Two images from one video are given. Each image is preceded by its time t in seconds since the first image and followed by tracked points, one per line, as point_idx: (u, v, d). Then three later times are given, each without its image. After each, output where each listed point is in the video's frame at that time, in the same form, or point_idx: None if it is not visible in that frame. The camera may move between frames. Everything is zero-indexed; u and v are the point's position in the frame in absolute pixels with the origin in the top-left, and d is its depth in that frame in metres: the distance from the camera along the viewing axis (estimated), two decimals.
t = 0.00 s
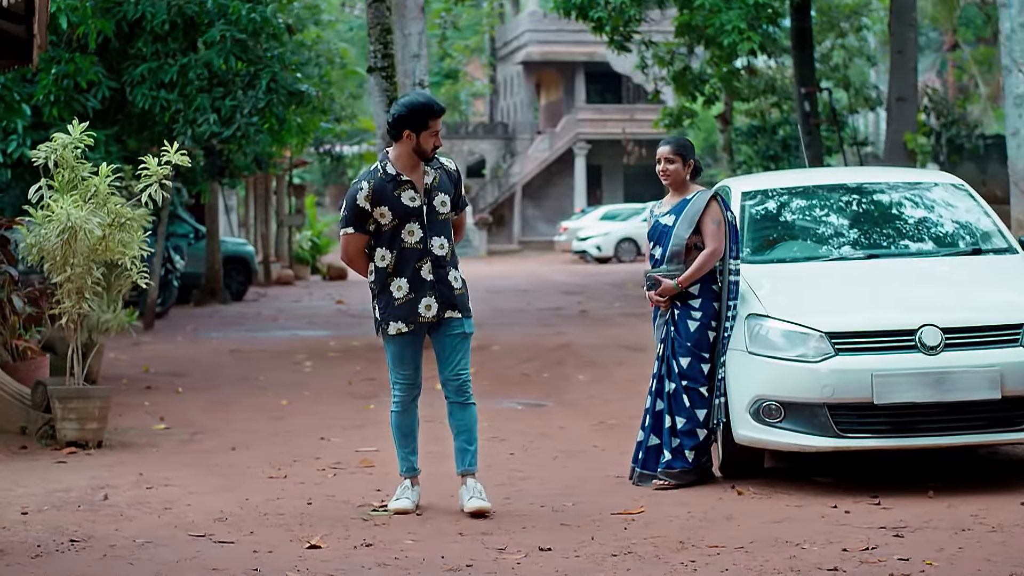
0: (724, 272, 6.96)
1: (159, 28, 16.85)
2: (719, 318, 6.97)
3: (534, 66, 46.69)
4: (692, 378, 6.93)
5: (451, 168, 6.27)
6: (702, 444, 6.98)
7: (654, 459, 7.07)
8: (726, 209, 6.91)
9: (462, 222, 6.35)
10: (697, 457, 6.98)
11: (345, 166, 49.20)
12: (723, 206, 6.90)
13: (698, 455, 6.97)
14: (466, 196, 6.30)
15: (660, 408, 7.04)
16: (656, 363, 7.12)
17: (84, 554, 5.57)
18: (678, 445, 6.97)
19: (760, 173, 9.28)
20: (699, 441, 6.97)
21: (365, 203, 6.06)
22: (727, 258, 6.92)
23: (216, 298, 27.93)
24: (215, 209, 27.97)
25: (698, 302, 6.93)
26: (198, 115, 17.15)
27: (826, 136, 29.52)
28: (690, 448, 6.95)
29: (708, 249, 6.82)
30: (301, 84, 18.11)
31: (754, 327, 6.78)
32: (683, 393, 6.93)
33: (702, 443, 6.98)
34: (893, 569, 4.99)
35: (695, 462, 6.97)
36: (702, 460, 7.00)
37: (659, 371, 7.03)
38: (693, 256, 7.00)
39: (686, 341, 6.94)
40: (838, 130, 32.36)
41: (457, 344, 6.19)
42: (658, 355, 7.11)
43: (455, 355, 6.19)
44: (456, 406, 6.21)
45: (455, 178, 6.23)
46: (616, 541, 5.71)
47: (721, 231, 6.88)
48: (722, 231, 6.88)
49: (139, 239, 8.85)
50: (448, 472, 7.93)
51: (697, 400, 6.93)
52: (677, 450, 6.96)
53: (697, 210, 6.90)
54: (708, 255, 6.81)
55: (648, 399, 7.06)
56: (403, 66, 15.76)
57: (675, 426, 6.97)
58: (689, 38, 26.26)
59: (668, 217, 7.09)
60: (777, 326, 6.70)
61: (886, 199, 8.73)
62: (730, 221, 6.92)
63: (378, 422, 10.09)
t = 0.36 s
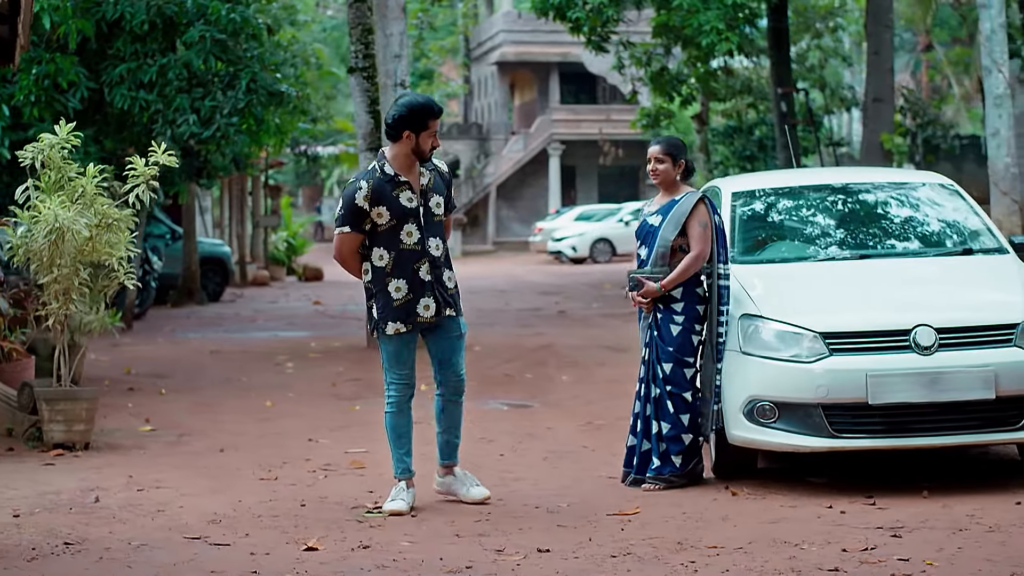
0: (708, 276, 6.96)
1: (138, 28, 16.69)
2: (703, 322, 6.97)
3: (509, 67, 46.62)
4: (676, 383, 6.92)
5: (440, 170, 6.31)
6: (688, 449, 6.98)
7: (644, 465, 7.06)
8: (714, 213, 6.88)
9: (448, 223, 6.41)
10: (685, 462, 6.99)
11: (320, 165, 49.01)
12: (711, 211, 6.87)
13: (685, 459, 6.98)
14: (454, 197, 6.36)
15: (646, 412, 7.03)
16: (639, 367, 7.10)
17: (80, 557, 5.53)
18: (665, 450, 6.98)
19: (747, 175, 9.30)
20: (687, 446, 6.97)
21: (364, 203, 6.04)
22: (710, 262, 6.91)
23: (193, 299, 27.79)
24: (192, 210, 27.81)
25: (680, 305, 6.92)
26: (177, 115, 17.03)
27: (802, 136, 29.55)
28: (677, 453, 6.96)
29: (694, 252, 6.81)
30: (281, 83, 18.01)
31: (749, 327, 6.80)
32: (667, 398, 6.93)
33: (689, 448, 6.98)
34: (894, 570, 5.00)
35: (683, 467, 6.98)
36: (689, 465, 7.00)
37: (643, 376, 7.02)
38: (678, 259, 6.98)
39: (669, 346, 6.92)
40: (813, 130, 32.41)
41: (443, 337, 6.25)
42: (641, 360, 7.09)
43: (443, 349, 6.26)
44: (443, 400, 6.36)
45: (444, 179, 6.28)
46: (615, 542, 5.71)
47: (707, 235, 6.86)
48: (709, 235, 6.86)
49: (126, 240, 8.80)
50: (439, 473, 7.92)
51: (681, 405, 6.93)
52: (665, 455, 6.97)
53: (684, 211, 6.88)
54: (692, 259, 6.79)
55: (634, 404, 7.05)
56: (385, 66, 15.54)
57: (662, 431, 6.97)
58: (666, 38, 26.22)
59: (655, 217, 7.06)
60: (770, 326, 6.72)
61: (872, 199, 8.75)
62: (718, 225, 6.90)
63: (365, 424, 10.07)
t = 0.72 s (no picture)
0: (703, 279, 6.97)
1: (122, 27, 16.52)
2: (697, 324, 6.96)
3: (489, 67, 46.53)
4: (670, 387, 6.91)
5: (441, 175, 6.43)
6: (684, 452, 6.97)
7: (640, 468, 7.08)
8: (709, 214, 6.89)
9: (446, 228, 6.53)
10: (680, 465, 6.99)
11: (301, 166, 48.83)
12: (707, 213, 6.88)
13: (680, 462, 6.98)
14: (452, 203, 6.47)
15: (640, 415, 7.03)
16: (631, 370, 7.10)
17: (80, 559, 5.50)
18: (660, 453, 6.98)
19: (737, 175, 9.32)
20: (682, 450, 6.97)
21: (385, 198, 6.10)
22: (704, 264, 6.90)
23: (175, 300, 27.68)
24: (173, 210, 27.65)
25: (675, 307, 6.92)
26: (162, 115, 16.94)
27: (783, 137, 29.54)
28: (672, 457, 6.96)
29: (691, 254, 6.81)
30: (265, 83, 17.92)
31: (746, 327, 6.81)
32: (661, 401, 6.92)
33: (682, 452, 6.97)
34: (897, 570, 5.01)
35: (676, 471, 6.98)
36: (683, 469, 7.00)
37: (636, 379, 7.01)
38: (673, 260, 6.96)
39: (663, 349, 6.90)
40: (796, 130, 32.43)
41: (444, 341, 6.39)
42: (633, 362, 7.08)
43: (439, 351, 6.41)
44: (427, 402, 6.50)
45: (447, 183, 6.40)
46: (616, 542, 5.71)
47: (704, 237, 6.86)
48: (706, 237, 6.86)
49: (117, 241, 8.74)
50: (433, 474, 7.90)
51: (673, 409, 6.92)
52: (659, 458, 6.97)
53: (680, 213, 6.88)
54: (687, 260, 6.80)
55: (628, 407, 7.05)
56: (370, 66, 15.14)
57: (657, 434, 6.97)
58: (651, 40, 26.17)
59: (650, 217, 7.05)
60: (767, 326, 6.73)
61: (862, 200, 8.77)
62: (714, 226, 6.91)
63: (355, 425, 10.04)
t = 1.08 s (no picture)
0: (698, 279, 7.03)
1: (109, 28, 16.30)
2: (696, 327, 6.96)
3: (470, 68, 46.38)
4: (669, 389, 6.91)
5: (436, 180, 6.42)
6: (682, 454, 6.98)
7: (637, 469, 7.09)
8: (709, 218, 6.91)
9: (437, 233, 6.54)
10: (677, 467, 6.99)
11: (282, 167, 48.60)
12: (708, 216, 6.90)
13: (677, 465, 6.98)
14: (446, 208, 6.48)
15: (638, 417, 7.03)
16: (628, 372, 7.09)
17: (78, 562, 5.48)
18: (658, 455, 6.98)
19: (728, 176, 9.32)
20: (680, 453, 6.98)
21: (409, 195, 6.12)
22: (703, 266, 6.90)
23: (158, 301, 27.54)
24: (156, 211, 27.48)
25: (675, 309, 6.91)
26: (147, 116, 16.83)
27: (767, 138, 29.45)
28: (669, 459, 6.96)
29: (694, 257, 6.81)
30: (251, 84, 17.82)
31: (744, 328, 6.82)
32: (659, 404, 6.92)
33: (681, 455, 6.97)
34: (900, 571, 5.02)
35: (674, 474, 6.98)
36: (681, 471, 7.00)
37: (633, 381, 7.01)
38: (672, 263, 6.97)
39: (663, 352, 6.90)
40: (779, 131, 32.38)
41: (451, 342, 6.43)
42: (630, 365, 7.07)
43: (443, 351, 6.44)
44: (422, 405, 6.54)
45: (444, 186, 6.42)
46: (616, 543, 5.71)
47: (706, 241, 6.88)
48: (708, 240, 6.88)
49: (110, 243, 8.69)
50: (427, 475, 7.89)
51: (672, 411, 6.92)
52: (656, 461, 6.98)
53: (682, 217, 6.88)
54: (690, 262, 6.80)
55: (626, 409, 7.05)
56: (358, 67, 15.07)
57: (655, 437, 6.97)
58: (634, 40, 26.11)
59: (650, 221, 7.05)
60: (766, 328, 6.74)
61: (854, 200, 8.79)
62: (714, 229, 6.93)
63: (346, 426, 10.01)
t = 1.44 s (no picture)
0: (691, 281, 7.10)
1: (97, 29, 16.20)
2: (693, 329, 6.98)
3: (456, 69, 46.31)
4: (668, 390, 6.91)
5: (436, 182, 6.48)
6: (679, 455, 6.99)
7: (636, 471, 7.05)
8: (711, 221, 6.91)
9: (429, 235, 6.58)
10: (675, 469, 7.00)
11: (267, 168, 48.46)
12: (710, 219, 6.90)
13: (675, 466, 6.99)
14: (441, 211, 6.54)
15: (636, 419, 7.00)
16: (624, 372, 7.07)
17: (80, 563, 5.45)
18: (655, 457, 6.98)
19: (721, 178, 9.32)
20: (678, 454, 6.99)
21: (424, 192, 6.16)
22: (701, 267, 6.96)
23: (145, 302, 27.44)
24: (143, 212, 27.37)
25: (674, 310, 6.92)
26: (136, 116, 16.76)
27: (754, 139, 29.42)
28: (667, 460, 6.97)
29: (693, 260, 6.82)
30: (240, 85, 17.75)
31: (743, 330, 6.83)
32: (657, 405, 6.92)
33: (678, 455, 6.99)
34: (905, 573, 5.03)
35: (671, 474, 6.99)
36: (678, 473, 7.01)
37: (632, 382, 6.98)
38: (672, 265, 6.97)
39: (661, 352, 6.90)
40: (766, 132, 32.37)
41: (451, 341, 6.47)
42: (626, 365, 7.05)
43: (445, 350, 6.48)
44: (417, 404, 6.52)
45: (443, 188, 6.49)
46: (619, 545, 5.70)
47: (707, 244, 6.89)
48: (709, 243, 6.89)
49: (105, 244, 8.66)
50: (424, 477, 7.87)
51: (670, 411, 6.92)
52: (654, 461, 6.97)
53: (684, 219, 6.89)
54: (691, 263, 6.81)
55: (624, 410, 7.02)
56: (348, 67, 15.02)
57: (653, 438, 6.96)
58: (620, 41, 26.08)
59: (651, 223, 7.04)
60: (765, 329, 6.74)
61: (847, 200, 8.80)
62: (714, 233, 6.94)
63: (340, 428, 9.99)
